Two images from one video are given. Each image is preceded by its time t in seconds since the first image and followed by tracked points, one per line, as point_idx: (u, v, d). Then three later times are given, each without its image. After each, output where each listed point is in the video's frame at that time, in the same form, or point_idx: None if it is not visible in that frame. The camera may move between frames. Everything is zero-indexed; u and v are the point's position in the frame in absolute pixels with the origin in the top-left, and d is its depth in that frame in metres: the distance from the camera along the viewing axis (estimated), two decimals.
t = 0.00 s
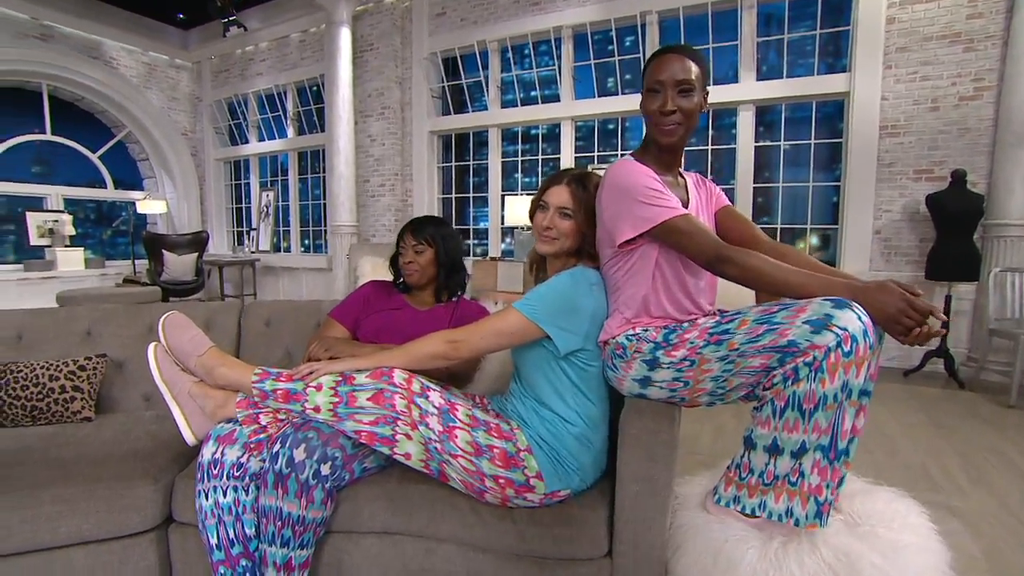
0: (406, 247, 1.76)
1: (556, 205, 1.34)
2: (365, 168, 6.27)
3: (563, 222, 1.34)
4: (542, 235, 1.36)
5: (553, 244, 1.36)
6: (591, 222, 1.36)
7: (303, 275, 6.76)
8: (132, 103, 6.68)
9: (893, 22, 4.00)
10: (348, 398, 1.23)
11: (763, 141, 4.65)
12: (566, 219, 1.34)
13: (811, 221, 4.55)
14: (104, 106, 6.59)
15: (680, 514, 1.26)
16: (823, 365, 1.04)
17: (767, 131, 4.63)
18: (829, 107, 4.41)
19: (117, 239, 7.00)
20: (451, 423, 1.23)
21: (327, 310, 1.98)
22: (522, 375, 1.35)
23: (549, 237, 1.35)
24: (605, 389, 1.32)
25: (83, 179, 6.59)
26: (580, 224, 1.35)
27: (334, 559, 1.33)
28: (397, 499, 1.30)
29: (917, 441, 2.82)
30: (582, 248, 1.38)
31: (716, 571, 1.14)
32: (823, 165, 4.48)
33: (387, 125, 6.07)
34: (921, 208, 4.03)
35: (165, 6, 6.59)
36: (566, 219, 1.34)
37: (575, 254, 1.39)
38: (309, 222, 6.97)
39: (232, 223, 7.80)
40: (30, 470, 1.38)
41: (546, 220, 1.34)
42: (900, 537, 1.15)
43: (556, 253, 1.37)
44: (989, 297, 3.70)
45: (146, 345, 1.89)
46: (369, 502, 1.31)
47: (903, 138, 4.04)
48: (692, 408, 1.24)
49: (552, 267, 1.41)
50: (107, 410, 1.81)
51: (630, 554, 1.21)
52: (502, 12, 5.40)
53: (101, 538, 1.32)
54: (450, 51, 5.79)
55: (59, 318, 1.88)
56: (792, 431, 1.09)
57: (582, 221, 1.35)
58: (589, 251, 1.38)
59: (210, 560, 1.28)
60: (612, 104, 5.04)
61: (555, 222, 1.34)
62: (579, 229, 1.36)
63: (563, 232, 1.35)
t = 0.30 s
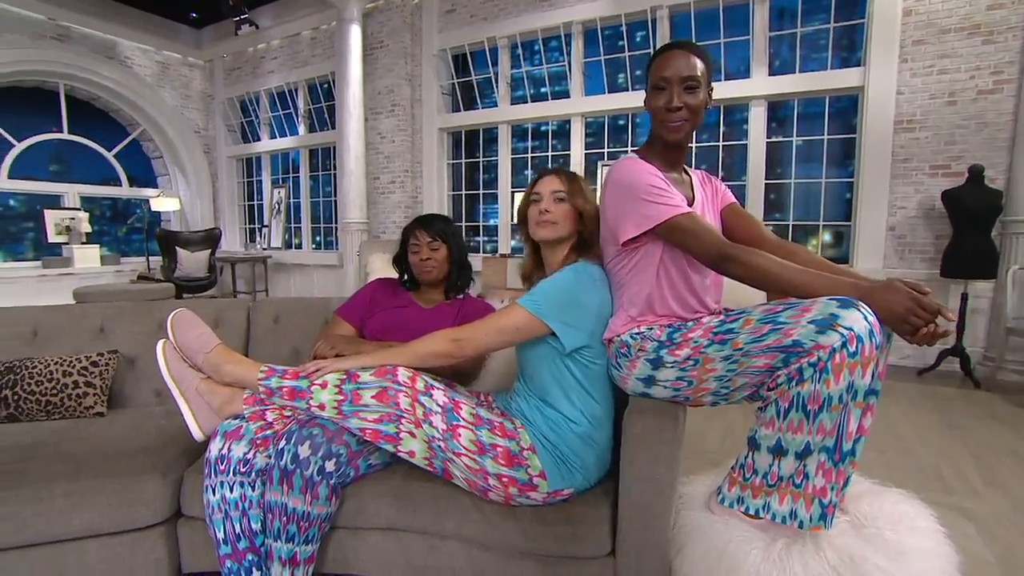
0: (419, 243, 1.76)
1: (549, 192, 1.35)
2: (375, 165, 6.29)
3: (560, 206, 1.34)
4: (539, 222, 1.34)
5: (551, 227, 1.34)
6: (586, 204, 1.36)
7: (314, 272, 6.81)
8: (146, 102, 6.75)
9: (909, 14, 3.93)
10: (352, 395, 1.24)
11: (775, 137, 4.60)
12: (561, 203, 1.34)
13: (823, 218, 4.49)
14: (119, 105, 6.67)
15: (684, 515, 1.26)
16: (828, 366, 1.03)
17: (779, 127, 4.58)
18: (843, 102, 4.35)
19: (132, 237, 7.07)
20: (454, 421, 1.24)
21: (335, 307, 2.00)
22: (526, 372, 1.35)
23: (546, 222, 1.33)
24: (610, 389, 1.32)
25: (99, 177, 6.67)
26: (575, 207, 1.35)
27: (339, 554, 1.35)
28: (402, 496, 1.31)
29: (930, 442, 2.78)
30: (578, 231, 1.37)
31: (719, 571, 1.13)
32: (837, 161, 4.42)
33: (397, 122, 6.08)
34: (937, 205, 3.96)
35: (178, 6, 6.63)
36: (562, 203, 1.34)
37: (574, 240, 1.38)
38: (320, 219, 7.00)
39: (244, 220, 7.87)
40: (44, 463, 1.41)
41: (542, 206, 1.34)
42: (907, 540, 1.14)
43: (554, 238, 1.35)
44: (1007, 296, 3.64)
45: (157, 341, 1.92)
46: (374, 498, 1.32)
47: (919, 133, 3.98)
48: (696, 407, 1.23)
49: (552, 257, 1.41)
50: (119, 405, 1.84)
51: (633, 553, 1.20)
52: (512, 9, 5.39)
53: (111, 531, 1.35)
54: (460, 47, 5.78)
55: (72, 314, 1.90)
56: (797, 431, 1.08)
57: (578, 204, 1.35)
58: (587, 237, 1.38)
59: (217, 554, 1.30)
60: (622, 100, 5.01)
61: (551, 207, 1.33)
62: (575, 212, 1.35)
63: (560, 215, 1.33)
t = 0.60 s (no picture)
0: (430, 241, 1.76)
1: (533, 192, 1.35)
2: (386, 162, 6.32)
3: (549, 203, 1.33)
4: (530, 222, 1.35)
5: (544, 225, 1.34)
6: (571, 198, 1.36)
7: (326, 268, 6.85)
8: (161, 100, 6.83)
9: (927, 6, 3.86)
10: (356, 392, 1.25)
11: (788, 132, 4.55)
12: (549, 200, 1.34)
13: (837, 214, 4.44)
14: (134, 103, 6.75)
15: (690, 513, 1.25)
16: (832, 364, 1.02)
17: (793, 122, 4.53)
18: (858, 97, 4.28)
19: (147, 233, 7.16)
20: (459, 418, 1.24)
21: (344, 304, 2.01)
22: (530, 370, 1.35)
23: (537, 221, 1.34)
24: (615, 386, 1.31)
25: (115, 175, 6.76)
26: (564, 202, 1.35)
27: (345, 549, 1.36)
28: (407, 492, 1.32)
29: (945, 442, 2.74)
30: (570, 224, 1.38)
31: (724, 571, 1.13)
32: (851, 156, 4.36)
33: (407, 119, 6.10)
34: (954, 201, 3.89)
35: (191, 5, 6.69)
36: (549, 200, 1.34)
37: (569, 233, 1.38)
38: (332, 216, 7.04)
39: (257, 217, 7.93)
40: (58, 456, 1.44)
41: (530, 207, 1.34)
42: (915, 543, 1.12)
43: (547, 234, 1.35)
44: None
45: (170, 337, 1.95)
46: (379, 494, 1.33)
47: (937, 128, 3.91)
48: (700, 406, 1.23)
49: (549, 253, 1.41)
50: (131, 400, 1.87)
51: (637, 552, 1.20)
52: (522, 4, 5.37)
53: (122, 523, 1.37)
54: (471, 44, 5.78)
55: (87, 310, 1.94)
56: (800, 430, 1.07)
57: (566, 200, 1.35)
58: (582, 229, 1.38)
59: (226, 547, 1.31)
60: (632, 96, 4.98)
61: (539, 206, 1.33)
62: (564, 207, 1.35)
63: (550, 212, 1.33)
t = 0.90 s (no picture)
0: (437, 238, 1.77)
1: (542, 193, 1.34)
2: (397, 158, 6.34)
3: (558, 205, 1.33)
4: (540, 225, 1.35)
5: (556, 227, 1.34)
6: (580, 198, 1.35)
7: (338, 265, 6.90)
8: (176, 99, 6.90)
9: None
10: (364, 387, 1.26)
11: (802, 128, 4.50)
12: (557, 202, 1.33)
13: (851, 211, 4.39)
14: (150, 102, 6.83)
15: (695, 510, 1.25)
16: (838, 364, 1.01)
17: (806, 118, 4.47)
18: (873, 92, 4.22)
19: (162, 230, 7.24)
20: (465, 415, 1.24)
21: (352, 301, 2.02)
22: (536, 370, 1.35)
23: (547, 224, 1.34)
24: (621, 384, 1.32)
25: (130, 173, 6.85)
26: (572, 203, 1.34)
27: (352, 544, 1.37)
28: (413, 489, 1.33)
29: (960, 443, 2.70)
30: (579, 224, 1.37)
31: (728, 571, 1.12)
32: (867, 152, 4.30)
33: (418, 116, 6.11)
34: (972, 197, 3.83)
35: (205, 4, 6.74)
36: (558, 202, 1.33)
37: (576, 233, 1.38)
38: (343, 213, 7.08)
39: (270, 213, 7.99)
40: (73, 450, 1.47)
41: (540, 210, 1.34)
42: (923, 546, 1.11)
43: (559, 237, 1.35)
44: None
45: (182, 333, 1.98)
46: (386, 490, 1.34)
47: (955, 123, 3.84)
48: (706, 405, 1.22)
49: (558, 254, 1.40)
50: (144, 395, 1.90)
51: (641, 551, 1.20)
52: None
53: (134, 516, 1.39)
54: (482, 40, 5.77)
55: (102, 306, 1.97)
56: (806, 430, 1.06)
57: (573, 200, 1.34)
58: (590, 227, 1.38)
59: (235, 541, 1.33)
60: (644, 92, 4.94)
61: (549, 209, 1.33)
62: (573, 208, 1.34)
63: (560, 214, 1.33)
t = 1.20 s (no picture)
0: (444, 236, 1.77)
1: (554, 194, 1.34)
2: (408, 156, 6.37)
3: (568, 206, 1.33)
4: (551, 226, 1.35)
5: (566, 230, 1.34)
6: (592, 198, 1.34)
7: (350, 262, 6.94)
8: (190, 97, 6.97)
9: None
10: (372, 383, 1.28)
11: (816, 123, 4.44)
12: (568, 203, 1.33)
13: (866, 208, 4.33)
14: (165, 101, 6.91)
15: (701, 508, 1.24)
16: (847, 363, 1.00)
17: (820, 113, 4.42)
18: (890, 86, 4.16)
19: (178, 227, 7.33)
20: (471, 412, 1.25)
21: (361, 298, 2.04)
22: (544, 367, 1.35)
23: (558, 226, 1.34)
24: (629, 381, 1.31)
25: (146, 171, 6.94)
26: (583, 203, 1.33)
27: (359, 539, 1.39)
28: (419, 485, 1.34)
29: (975, 444, 2.66)
30: (591, 225, 1.36)
31: (733, 571, 1.12)
32: (882, 147, 4.23)
33: (430, 113, 6.12)
34: (992, 193, 3.75)
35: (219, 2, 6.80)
36: (569, 203, 1.33)
37: (587, 233, 1.37)
38: (355, 210, 7.12)
39: (282, 210, 8.05)
40: (87, 443, 1.49)
41: (550, 211, 1.34)
42: (933, 548, 1.10)
43: (570, 239, 1.35)
44: None
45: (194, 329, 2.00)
46: (392, 486, 1.35)
47: (974, 117, 3.77)
48: (713, 404, 1.21)
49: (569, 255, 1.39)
50: (157, 390, 1.93)
51: (646, 550, 1.19)
52: None
53: (146, 509, 1.42)
54: (493, 37, 5.76)
55: (116, 302, 2.00)
56: (814, 429, 1.05)
57: (585, 200, 1.33)
58: (602, 228, 1.37)
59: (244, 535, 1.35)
60: (656, 88, 4.90)
61: (559, 210, 1.33)
62: (584, 209, 1.34)
63: (570, 215, 1.33)
